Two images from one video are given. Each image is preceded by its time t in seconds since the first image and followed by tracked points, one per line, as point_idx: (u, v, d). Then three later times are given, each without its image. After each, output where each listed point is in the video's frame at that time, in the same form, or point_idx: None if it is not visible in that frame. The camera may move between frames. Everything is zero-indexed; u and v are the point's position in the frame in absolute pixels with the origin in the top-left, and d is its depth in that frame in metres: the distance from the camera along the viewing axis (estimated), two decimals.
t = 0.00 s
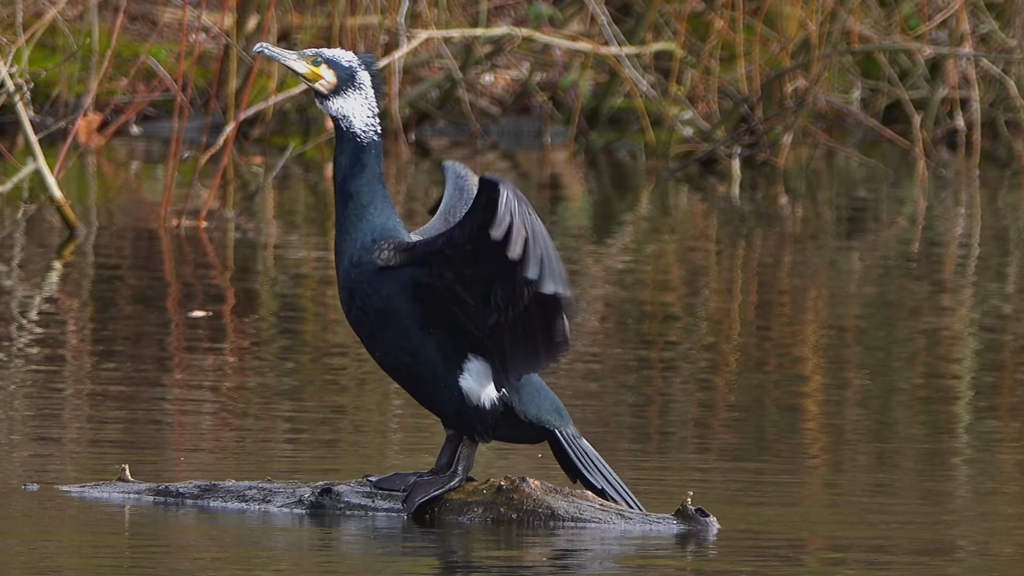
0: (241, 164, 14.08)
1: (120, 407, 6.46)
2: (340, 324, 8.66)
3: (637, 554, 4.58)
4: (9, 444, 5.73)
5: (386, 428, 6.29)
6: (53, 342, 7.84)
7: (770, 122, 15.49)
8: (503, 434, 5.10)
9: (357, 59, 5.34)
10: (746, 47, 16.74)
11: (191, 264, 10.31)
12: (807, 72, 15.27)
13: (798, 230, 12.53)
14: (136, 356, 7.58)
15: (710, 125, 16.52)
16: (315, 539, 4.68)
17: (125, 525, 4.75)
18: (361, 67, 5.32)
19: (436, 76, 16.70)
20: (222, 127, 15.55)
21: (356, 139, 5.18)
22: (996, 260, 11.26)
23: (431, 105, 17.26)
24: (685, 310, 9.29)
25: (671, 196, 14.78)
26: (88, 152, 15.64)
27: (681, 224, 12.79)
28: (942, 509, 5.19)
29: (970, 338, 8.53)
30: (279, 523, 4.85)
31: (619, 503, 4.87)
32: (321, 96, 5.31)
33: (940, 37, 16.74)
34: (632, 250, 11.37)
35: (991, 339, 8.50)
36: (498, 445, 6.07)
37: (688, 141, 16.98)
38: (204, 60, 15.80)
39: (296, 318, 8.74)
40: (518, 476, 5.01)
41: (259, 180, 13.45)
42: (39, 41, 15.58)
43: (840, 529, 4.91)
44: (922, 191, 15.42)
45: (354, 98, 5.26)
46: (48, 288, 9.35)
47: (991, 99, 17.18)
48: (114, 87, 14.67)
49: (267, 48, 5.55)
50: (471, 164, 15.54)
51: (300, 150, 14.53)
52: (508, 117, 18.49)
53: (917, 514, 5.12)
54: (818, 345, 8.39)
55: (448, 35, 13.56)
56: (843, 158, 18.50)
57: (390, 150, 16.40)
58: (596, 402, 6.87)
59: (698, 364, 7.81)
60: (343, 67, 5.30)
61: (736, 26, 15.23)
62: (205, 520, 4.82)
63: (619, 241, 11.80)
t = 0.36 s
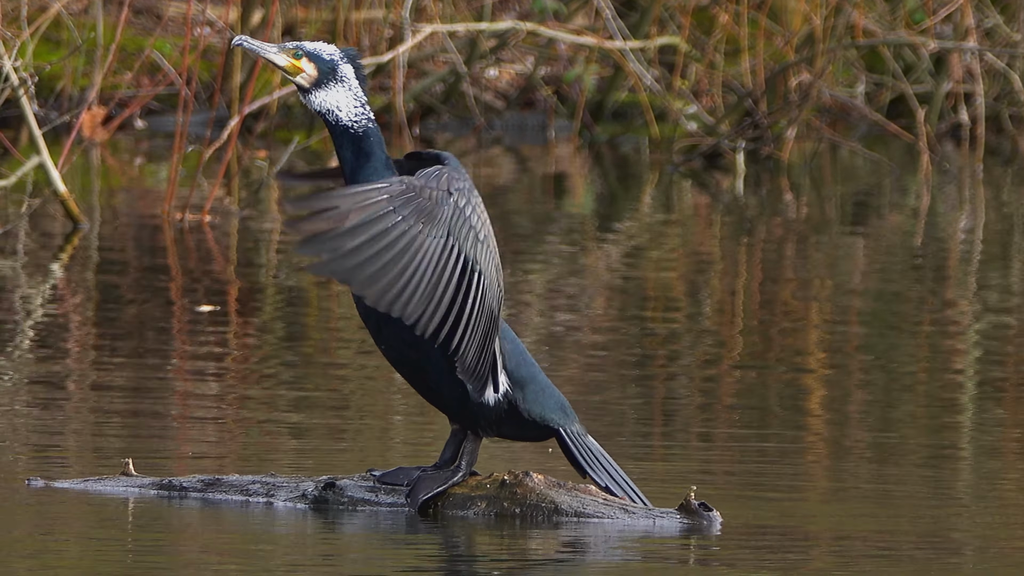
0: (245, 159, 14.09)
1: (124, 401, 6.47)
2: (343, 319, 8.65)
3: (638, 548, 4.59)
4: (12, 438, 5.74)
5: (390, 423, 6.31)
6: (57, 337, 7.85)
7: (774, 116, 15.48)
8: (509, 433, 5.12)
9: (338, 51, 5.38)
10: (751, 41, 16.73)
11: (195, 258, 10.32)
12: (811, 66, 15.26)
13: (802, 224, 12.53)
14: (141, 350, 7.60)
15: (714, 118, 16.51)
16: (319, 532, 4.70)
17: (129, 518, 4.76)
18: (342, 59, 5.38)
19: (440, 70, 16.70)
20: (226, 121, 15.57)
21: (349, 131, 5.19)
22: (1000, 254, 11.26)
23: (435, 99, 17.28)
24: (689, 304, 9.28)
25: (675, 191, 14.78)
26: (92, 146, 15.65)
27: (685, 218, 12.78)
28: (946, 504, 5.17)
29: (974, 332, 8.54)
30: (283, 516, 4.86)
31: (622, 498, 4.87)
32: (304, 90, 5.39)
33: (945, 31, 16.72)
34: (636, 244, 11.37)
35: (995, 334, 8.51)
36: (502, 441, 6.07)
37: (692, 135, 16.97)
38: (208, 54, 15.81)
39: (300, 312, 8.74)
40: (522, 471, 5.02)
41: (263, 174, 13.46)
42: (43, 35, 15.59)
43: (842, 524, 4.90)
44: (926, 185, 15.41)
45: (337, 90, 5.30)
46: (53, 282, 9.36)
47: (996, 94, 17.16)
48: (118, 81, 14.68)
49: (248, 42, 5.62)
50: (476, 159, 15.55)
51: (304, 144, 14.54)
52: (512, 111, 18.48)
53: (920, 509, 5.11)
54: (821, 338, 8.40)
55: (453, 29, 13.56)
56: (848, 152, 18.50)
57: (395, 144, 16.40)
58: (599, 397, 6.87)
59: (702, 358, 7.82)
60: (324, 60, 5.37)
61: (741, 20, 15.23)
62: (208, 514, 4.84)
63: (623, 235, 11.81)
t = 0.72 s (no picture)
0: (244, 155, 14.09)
1: (123, 397, 6.47)
2: (342, 314, 8.66)
3: (637, 544, 4.60)
4: (11, 434, 5.75)
5: (390, 419, 6.31)
6: (57, 332, 7.86)
7: (773, 113, 15.48)
8: (509, 428, 5.11)
9: (334, 52, 5.37)
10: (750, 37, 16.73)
11: (194, 254, 10.33)
12: (810, 63, 15.24)
13: (801, 220, 12.52)
14: (140, 346, 7.60)
15: (713, 115, 16.51)
16: (318, 528, 4.70)
17: (129, 514, 4.76)
18: (336, 59, 5.36)
19: (439, 66, 16.70)
20: (224, 116, 15.58)
21: (341, 135, 5.21)
22: (999, 251, 11.26)
23: (434, 95, 17.30)
24: (688, 300, 9.29)
25: (674, 187, 14.78)
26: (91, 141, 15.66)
27: (683, 214, 12.79)
28: (943, 501, 5.17)
29: (974, 329, 8.54)
30: (282, 512, 4.86)
31: (621, 495, 4.87)
32: (299, 90, 5.39)
33: (944, 27, 16.71)
34: (635, 240, 11.37)
35: (995, 330, 8.51)
36: (501, 436, 6.08)
37: (692, 131, 16.98)
38: (207, 50, 15.81)
39: (299, 309, 8.74)
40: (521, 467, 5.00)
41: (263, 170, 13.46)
42: (42, 31, 15.60)
43: (841, 521, 4.89)
44: (925, 181, 15.41)
45: (331, 92, 5.30)
46: (52, 277, 9.37)
47: (996, 90, 17.14)
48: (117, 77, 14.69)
49: (239, 44, 5.64)
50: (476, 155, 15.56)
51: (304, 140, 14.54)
52: (512, 107, 18.48)
53: (919, 507, 5.10)
54: (820, 334, 8.40)
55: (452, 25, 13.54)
56: (847, 148, 18.50)
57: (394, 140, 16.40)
58: (599, 393, 6.87)
59: (702, 354, 7.83)
60: (318, 61, 5.36)
61: (740, 16, 15.22)
62: (208, 510, 4.84)
63: (622, 231, 11.81)
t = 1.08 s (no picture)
0: (246, 155, 14.09)
1: (124, 397, 6.47)
2: (343, 314, 8.66)
3: (639, 543, 4.60)
4: (12, 434, 5.75)
5: (391, 418, 6.32)
6: (58, 332, 7.86)
7: (775, 112, 15.47)
8: (509, 429, 5.13)
9: (337, 47, 5.40)
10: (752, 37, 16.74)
11: (196, 254, 10.32)
12: (812, 62, 15.24)
13: (803, 220, 12.52)
14: (141, 346, 7.60)
15: (715, 115, 16.51)
16: (321, 527, 4.71)
17: (131, 513, 4.76)
18: (339, 56, 5.38)
19: (441, 66, 16.71)
20: (226, 116, 15.59)
21: (347, 130, 5.18)
22: (1001, 251, 11.25)
23: (436, 95, 17.30)
24: (689, 300, 9.28)
25: (675, 187, 14.77)
26: (93, 141, 15.66)
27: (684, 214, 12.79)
28: (945, 501, 5.16)
29: (976, 328, 8.53)
30: (284, 512, 4.86)
31: (623, 494, 4.87)
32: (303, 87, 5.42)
33: (946, 27, 16.71)
34: (637, 240, 11.38)
35: (996, 330, 8.51)
36: (502, 436, 6.08)
37: (693, 132, 16.97)
38: (209, 50, 15.81)
39: (300, 308, 8.74)
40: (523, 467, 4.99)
41: (264, 170, 13.46)
42: (44, 31, 15.60)
43: (842, 521, 4.88)
44: (926, 181, 15.40)
45: (334, 87, 5.32)
46: (53, 277, 9.37)
47: (998, 90, 17.13)
48: (119, 77, 14.69)
49: (240, 39, 5.64)
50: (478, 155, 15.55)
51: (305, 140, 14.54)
52: (513, 107, 18.47)
53: (920, 507, 5.09)
54: (822, 334, 8.40)
55: (453, 25, 13.53)
56: (849, 148, 18.50)
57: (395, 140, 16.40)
58: (600, 392, 6.87)
59: (703, 354, 7.83)
60: (321, 58, 5.39)
61: (742, 16, 15.21)
62: (210, 509, 4.84)
63: (623, 231, 11.81)
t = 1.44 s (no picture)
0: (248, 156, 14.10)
1: (126, 398, 6.48)
2: (345, 316, 8.66)
3: (641, 547, 4.58)
4: (14, 436, 5.75)
5: (392, 420, 6.32)
6: (59, 334, 7.86)
7: (776, 114, 15.48)
8: (510, 430, 5.11)
9: (338, 48, 5.33)
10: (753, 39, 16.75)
11: (197, 256, 10.33)
12: (813, 64, 15.24)
13: (805, 221, 12.52)
14: (143, 347, 7.60)
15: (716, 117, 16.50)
16: (323, 529, 4.71)
17: (132, 515, 4.76)
18: (340, 56, 5.32)
19: (442, 68, 16.72)
20: (228, 118, 15.60)
21: (346, 131, 5.19)
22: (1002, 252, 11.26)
23: (438, 97, 17.31)
24: (691, 301, 9.28)
25: (677, 188, 14.78)
26: (94, 143, 15.68)
27: (686, 216, 12.80)
28: (947, 503, 5.15)
29: (977, 330, 8.54)
30: (286, 514, 4.86)
31: (626, 497, 4.84)
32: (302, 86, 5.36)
33: (947, 29, 16.72)
34: (638, 242, 11.38)
35: (998, 331, 8.51)
36: (504, 438, 6.08)
37: (695, 133, 16.98)
38: (210, 52, 15.83)
39: (301, 310, 8.75)
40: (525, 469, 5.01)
41: (266, 172, 13.47)
42: (45, 33, 15.62)
43: (844, 523, 4.88)
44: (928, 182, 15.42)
45: (334, 88, 5.27)
46: (55, 279, 9.37)
47: (999, 92, 17.14)
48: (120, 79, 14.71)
49: (239, 38, 5.62)
50: (479, 156, 15.56)
51: (307, 142, 14.55)
52: (515, 109, 18.49)
53: (921, 509, 5.09)
54: (823, 335, 8.41)
55: (454, 26, 13.54)
56: (850, 150, 18.51)
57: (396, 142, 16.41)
58: (602, 394, 6.87)
59: (705, 355, 7.83)
60: (320, 58, 5.32)
61: (743, 18, 15.22)
62: (212, 512, 4.84)
63: (625, 232, 11.82)
